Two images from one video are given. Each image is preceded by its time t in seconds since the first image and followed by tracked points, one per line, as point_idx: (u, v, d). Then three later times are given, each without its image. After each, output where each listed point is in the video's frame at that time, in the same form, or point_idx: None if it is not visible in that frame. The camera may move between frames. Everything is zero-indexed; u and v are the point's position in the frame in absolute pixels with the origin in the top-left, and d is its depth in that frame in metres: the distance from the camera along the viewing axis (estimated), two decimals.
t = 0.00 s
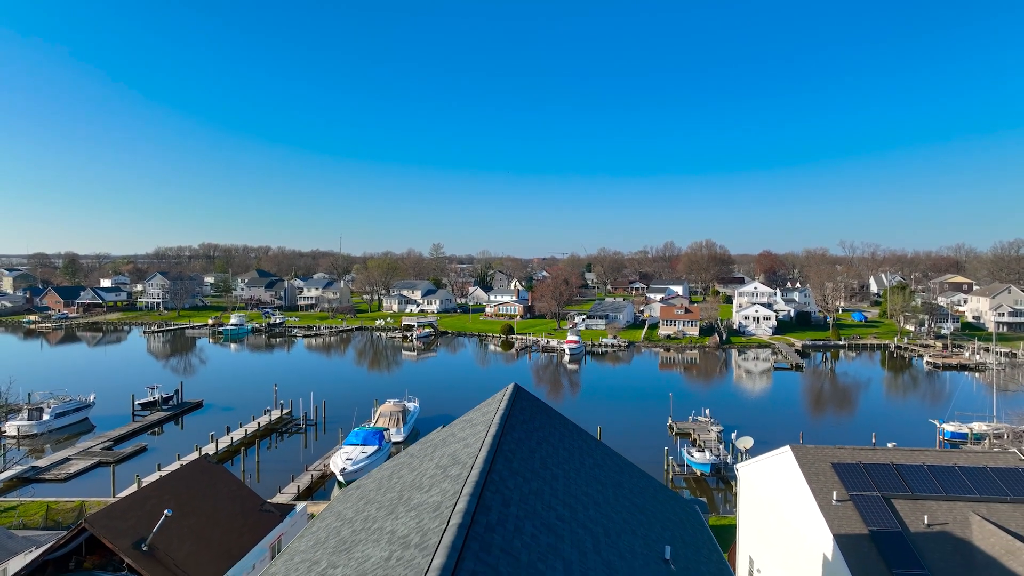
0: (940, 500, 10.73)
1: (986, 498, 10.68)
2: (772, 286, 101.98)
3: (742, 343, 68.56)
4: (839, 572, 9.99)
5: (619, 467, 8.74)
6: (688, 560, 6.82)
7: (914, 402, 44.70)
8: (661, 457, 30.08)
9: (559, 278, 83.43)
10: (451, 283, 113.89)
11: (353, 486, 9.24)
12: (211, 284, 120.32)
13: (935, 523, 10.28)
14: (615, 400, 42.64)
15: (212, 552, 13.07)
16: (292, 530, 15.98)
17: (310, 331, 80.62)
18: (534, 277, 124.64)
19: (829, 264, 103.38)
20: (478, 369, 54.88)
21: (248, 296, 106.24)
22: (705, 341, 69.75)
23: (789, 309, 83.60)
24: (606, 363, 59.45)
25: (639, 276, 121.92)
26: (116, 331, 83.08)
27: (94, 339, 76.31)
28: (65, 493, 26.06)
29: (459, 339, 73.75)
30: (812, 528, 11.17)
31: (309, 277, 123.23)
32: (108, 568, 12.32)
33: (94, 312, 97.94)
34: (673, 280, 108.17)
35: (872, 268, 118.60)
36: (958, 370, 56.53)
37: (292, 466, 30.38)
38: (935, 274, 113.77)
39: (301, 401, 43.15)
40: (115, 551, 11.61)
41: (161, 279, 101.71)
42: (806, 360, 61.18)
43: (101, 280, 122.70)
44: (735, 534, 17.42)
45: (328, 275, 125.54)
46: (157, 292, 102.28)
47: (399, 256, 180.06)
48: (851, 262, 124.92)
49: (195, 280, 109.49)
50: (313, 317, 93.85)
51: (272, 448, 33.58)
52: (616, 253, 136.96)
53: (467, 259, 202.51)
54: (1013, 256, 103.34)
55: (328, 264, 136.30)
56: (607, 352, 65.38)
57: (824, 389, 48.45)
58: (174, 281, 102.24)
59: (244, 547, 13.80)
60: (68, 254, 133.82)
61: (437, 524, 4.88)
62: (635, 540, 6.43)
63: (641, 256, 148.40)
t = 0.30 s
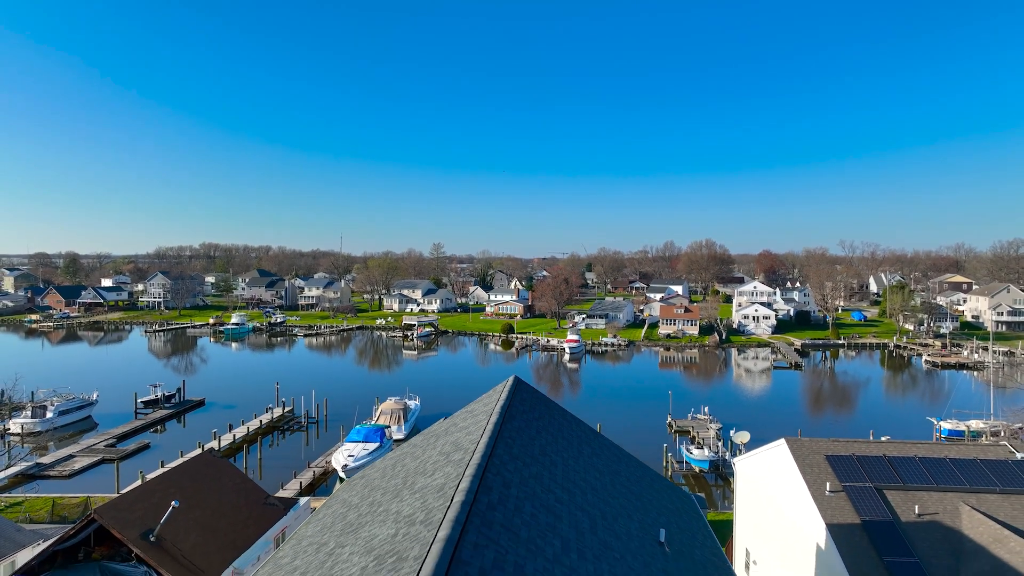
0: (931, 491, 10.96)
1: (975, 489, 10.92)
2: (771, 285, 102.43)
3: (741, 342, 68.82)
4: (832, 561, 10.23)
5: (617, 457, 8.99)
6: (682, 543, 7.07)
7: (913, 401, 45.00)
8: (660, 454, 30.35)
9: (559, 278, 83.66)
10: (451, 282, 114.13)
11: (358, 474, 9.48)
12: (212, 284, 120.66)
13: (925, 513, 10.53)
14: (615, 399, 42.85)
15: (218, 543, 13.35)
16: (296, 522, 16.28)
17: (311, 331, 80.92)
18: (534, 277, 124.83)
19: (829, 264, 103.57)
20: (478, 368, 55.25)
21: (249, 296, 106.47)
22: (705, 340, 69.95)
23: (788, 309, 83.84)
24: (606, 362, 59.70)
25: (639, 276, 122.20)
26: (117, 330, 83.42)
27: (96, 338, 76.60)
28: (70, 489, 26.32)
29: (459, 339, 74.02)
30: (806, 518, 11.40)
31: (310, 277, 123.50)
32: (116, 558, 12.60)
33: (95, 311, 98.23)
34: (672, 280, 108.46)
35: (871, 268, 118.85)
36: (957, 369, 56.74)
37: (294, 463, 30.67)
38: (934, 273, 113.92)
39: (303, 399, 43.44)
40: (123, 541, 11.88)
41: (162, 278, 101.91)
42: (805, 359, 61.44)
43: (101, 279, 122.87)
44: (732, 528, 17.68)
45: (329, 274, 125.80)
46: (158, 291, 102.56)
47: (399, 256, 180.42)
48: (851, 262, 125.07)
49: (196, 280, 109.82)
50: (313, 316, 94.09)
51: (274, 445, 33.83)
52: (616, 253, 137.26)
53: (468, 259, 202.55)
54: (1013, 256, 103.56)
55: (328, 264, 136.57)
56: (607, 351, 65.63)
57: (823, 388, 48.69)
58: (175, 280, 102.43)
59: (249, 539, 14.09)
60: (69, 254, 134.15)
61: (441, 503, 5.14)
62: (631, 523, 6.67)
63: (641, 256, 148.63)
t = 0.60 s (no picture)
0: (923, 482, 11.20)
1: (966, 480, 11.15)
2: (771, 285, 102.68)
3: (741, 342, 69.08)
4: (826, 551, 10.43)
5: (615, 447, 9.25)
6: (677, 527, 7.30)
7: (912, 399, 45.36)
8: (659, 451, 30.64)
9: (560, 277, 83.90)
10: (451, 282, 114.40)
11: (362, 465, 9.69)
12: (213, 284, 120.94)
13: (917, 503, 10.74)
14: (614, 398, 43.08)
15: (223, 535, 13.55)
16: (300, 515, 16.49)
17: (312, 330, 81.19)
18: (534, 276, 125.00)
19: (829, 263, 103.77)
20: (480, 367, 55.63)
21: (250, 296, 106.72)
22: (705, 339, 70.15)
23: (788, 308, 84.11)
24: (607, 361, 59.94)
25: (639, 276, 122.49)
26: (119, 330, 83.70)
27: (98, 338, 76.92)
28: (74, 486, 26.55)
29: (459, 338, 74.32)
30: (800, 509, 11.63)
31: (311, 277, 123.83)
32: (123, 549, 12.81)
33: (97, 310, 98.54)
34: (673, 280, 108.70)
35: (871, 268, 119.08)
36: (955, 368, 56.97)
37: (296, 460, 30.92)
38: (934, 273, 114.07)
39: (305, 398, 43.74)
40: (131, 532, 12.11)
41: (163, 278, 102.14)
42: (805, 359, 61.76)
43: (102, 280, 123.08)
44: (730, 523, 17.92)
45: (330, 274, 126.06)
46: (159, 291, 102.82)
47: (400, 256, 180.72)
48: (851, 262, 125.26)
49: (197, 280, 110.16)
50: (314, 315, 94.32)
51: (275, 443, 34.05)
52: (616, 254, 137.54)
53: (468, 259, 202.68)
54: (1012, 256, 103.74)
55: (329, 264, 136.90)
56: (607, 351, 65.89)
57: (823, 387, 48.85)
58: (176, 280, 102.66)
59: (254, 531, 14.30)
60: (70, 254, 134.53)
61: (446, 483, 5.37)
62: (628, 508, 6.90)
63: (641, 256, 148.90)
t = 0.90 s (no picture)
0: (916, 474, 11.40)
1: (958, 472, 11.37)
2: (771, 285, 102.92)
3: (741, 341, 69.30)
4: (820, 541, 10.62)
5: (613, 437, 9.48)
6: (673, 512, 7.52)
7: (911, 398, 45.69)
8: (658, 448, 30.86)
9: (560, 277, 84.10)
10: (452, 282, 114.63)
11: (365, 455, 9.86)
12: (213, 283, 121.23)
13: (910, 494, 10.96)
14: (614, 397, 43.31)
15: (227, 527, 13.74)
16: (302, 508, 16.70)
17: (313, 329, 81.43)
18: (534, 276, 125.24)
19: (828, 263, 104.10)
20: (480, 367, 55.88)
21: (250, 295, 106.92)
22: (705, 338, 70.35)
23: (788, 308, 84.35)
24: (607, 360, 60.17)
25: (639, 275, 122.75)
26: (119, 329, 83.89)
27: (99, 337, 77.08)
28: (77, 482, 26.75)
29: (460, 337, 74.54)
30: (795, 500, 11.83)
31: (312, 276, 124.13)
32: (129, 541, 13.01)
33: (98, 310, 98.82)
34: (672, 279, 108.99)
35: (871, 268, 119.34)
36: (954, 367, 57.17)
37: (297, 457, 31.13)
38: (934, 273, 114.24)
39: (306, 397, 43.95)
40: (138, 523, 12.32)
41: (164, 277, 102.39)
42: (804, 358, 61.95)
43: (103, 279, 123.31)
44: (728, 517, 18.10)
45: (330, 274, 126.35)
46: (160, 290, 103.07)
47: (401, 256, 180.95)
48: (850, 262, 125.46)
49: (198, 279, 110.49)
50: (315, 315, 94.58)
51: (277, 441, 34.26)
52: (616, 253, 137.84)
53: (468, 259, 202.82)
54: (1012, 255, 103.91)
55: (329, 263, 137.21)
56: (607, 350, 66.09)
57: (822, 386, 49.04)
58: (177, 279, 102.87)
59: (259, 523, 14.53)
60: (71, 254, 134.80)
61: (447, 465, 5.58)
62: (625, 493, 7.09)
63: (642, 255, 149.14)
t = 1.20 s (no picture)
0: (910, 465, 11.60)
1: (952, 462, 11.56)
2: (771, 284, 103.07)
3: (741, 339, 69.49)
4: (815, 530, 10.81)
5: (612, 426, 9.66)
6: (669, 497, 7.73)
7: (911, 396, 45.97)
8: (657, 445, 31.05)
9: (560, 276, 84.28)
10: (452, 281, 114.84)
11: (368, 445, 10.04)
12: (214, 283, 121.45)
13: (904, 483, 11.16)
14: (614, 396, 43.50)
15: (232, 518, 13.92)
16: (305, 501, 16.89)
17: (313, 328, 81.62)
18: (534, 275, 125.53)
19: (828, 263, 104.29)
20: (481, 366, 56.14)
21: (251, 295, 107.06)
22: (704, 337, 70.51)
23: (787, 307, 84.54)
24: (607, 359, 60.38)
25: (639, 275, 122.98)
26: (120, 328, 84.09)
27: (100, 336, 77.27)
28: (80, 478, 26.94)
29: (460, 336, 74.70)
30: (791, 490, 12.02)
31: (312, 276, 124.35)
32: (135, 532, 13.22)
33: (98, 309, 99.00)
34: (672, 278, 109.25)
35: (870, 267, 119.52)
36: (953, 366, 57.34)
37: (299, 454, 31.34)
38: (934, 273, 114.33)
39: (307, 395, 44.16)
40: (144, 514, 12.50)
41: (165, 276, 102.56)
42: (804, 356, 62.15)
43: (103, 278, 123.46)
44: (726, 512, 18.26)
45: (331, 273, 126.64)
46: (161, 290, 103.29)
47: (401, 256, 181.19)
48: (850, 262, 125.65)
49: (199, 279, 110.73)
50: (316, 314, 94.77)
51: (279, 438, 34.41)
52: (617, 253, 138.06)
53: (468, 258, 202.90)
54: (1011, 255, 104.06)
55: (330, 262, 137.44)
56: (607, 349, 66.29)
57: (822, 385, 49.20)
58: (178, 278, 103.01)
59: (262, 515, 14.71)
60: (71, 253, 134.92)
61: (449, 447, 5.78)
62: (623, 477, 7.30)
63: (642, 255, 149.33)
